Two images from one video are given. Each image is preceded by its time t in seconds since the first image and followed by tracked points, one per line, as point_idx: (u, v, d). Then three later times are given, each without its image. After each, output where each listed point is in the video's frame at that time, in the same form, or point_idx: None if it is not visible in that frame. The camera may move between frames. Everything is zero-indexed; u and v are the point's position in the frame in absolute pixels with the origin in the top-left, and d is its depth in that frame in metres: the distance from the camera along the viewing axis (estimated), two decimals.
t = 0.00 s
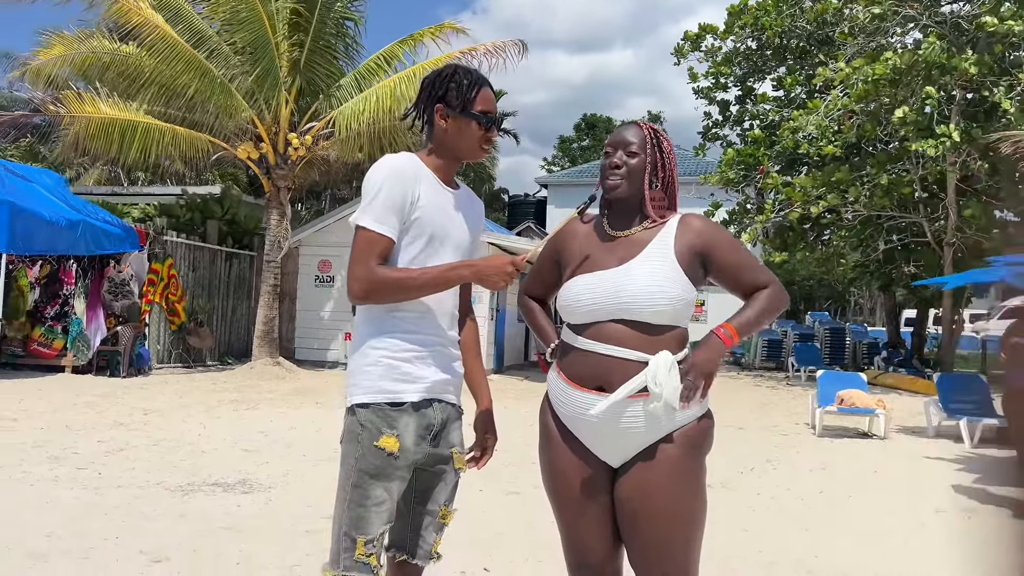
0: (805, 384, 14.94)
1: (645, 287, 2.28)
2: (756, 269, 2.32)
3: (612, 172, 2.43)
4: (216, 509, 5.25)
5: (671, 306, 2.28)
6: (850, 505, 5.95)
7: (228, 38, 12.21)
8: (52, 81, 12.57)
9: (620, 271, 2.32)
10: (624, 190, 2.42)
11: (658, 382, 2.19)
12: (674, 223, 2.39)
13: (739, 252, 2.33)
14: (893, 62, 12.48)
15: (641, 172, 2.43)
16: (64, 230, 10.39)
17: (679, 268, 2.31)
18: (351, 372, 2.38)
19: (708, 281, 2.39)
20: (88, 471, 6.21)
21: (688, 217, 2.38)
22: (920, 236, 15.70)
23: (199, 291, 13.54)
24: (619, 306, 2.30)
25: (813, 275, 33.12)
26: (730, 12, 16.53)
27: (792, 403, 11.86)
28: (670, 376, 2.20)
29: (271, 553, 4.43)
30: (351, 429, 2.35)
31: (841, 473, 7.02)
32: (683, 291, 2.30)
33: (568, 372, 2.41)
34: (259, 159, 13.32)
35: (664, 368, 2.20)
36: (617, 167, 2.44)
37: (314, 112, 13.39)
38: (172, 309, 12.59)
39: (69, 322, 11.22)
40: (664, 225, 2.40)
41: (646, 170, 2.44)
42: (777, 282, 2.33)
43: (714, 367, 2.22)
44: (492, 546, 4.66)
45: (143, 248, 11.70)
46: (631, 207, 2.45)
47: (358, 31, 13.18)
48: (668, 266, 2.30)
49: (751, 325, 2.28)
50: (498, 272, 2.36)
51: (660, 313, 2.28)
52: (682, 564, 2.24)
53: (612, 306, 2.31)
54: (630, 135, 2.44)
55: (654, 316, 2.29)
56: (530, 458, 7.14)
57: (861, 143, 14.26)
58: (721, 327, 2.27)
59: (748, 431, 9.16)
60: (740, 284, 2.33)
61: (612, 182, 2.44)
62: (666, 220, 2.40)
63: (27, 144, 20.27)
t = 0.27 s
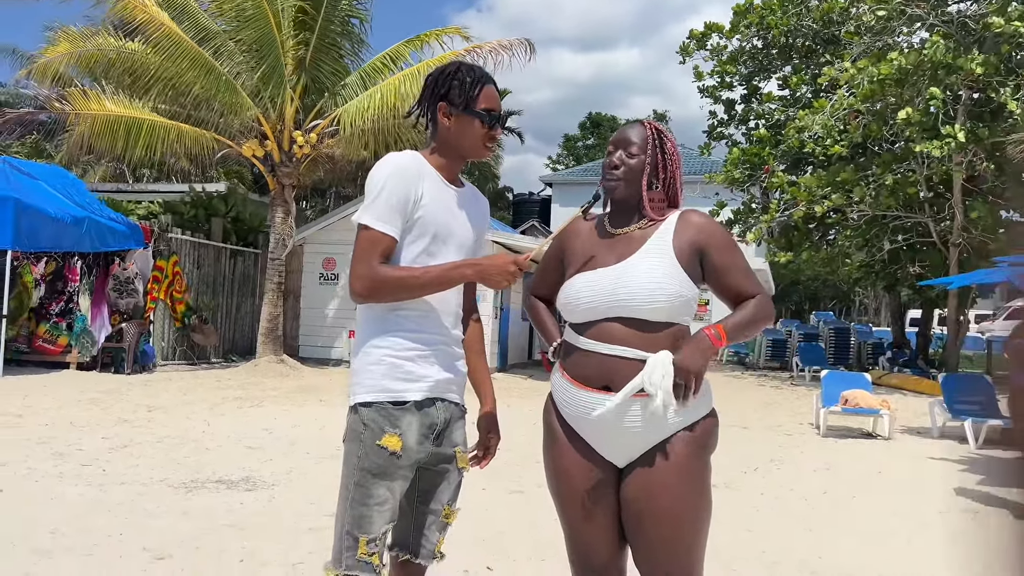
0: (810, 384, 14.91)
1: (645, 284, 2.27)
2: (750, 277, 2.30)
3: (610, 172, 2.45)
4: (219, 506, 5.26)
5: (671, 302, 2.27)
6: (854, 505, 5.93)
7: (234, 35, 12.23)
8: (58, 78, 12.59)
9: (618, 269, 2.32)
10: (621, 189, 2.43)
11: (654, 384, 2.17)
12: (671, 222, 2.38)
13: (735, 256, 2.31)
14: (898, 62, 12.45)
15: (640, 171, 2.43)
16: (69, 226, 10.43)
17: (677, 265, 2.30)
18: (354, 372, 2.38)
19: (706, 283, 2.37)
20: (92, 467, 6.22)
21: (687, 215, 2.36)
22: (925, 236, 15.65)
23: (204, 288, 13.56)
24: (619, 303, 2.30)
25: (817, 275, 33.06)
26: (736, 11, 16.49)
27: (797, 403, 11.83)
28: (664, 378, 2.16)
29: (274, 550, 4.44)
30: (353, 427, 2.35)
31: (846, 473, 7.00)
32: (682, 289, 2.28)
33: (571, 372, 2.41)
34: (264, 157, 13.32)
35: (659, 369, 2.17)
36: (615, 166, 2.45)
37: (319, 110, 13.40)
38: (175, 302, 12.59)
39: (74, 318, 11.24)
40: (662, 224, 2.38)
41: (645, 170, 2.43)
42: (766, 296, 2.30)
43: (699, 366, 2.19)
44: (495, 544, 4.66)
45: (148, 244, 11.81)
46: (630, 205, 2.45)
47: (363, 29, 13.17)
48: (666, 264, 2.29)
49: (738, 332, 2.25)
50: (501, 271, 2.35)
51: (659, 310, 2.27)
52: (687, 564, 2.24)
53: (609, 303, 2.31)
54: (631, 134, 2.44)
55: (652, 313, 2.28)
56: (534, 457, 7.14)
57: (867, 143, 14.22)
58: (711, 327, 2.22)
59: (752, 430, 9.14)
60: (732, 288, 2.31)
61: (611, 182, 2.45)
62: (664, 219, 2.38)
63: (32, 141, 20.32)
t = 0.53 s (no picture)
0: (814, 383, 14.88)
1: (643, 279, 2.27)
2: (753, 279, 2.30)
3: (612, 174, 2.46)
4: (224, 504, 5.27)
5: (669, 297, 2.26)
6: (858, 505, 5.92)
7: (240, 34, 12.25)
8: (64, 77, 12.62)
9: (618, 265, 2.33)
10: (622, 190, 2.44)
11: (656, 377, 2.12)
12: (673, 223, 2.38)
13: (736, 258, 2.30)
14: (903, 62, 12.40)
15: (642, 172, 2.42)
16: (74, 225, 10.46)
17: (678, 263, 2.29)
18: (358, 371, 2.39)
19: (709, 283, 2.36)
20: (97, 465, 6.24)
21: (689, 215, 2.36)
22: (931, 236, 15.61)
23: (208, 286, 13.59)
24: (618, 299, 2.30)
25: (822, 274, 32.98)
26: (741, 10, 16.46)
27: (802, 403, 11.81)
28: (667, 371, 2.13)
29: (278, 548, 4.45)
30: (357, 426, 2.35)
31: (850, 473, 6.98)
32: (682, 286, 2.27)
33: (574, 371, 2.41)
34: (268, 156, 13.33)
35: (661, 363, 2.14)
36: (617, 168, 2.46)
37: (324, 108, 13.41)
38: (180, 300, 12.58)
39: (80, 316, 11.36)
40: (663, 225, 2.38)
41: (647, 171, 2.42)
42: (771, 297, 2.28)
43: (702, 382, 2.17)
44: (499, 544, 4.66)
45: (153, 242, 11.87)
46: (633, 206, 2.45)
47: (369, 28, 13.18)
48: (667, 263, 2.28)
49: (743, 343, 2.25)
50: (504, 271, 2.34)
51: (658, 307, 2.27)
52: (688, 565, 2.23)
53: (608, 299, 2.32)
54: (634, 136, 2.44)
55: (650, 309, 2.27)
56: (538, 456, 7.14)
57: (872, 142, 14.18)
58: (717, 345, 2.22)
59: (756, 430, 9.13)
60: (734, 290, 2.30)
61: (613, 184, 2.47)
62: (666, 219, 2.38)
63: (38, 139, 20.39)
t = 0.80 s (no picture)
0: (817, 381, 14.87)
1: (645, 275, 2.27)
2: (751, 278, 2.24)
3: (615, 172, 2.46)
4: (227, 501, 5.28)
5: (671, 293, 2.25)
6: (861, 504, 5.91)
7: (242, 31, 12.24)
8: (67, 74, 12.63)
9: (620, 261, 2.33)
10: (626, 189, 2.44)
11: (642, 362, 2.17)
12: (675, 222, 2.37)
13: (733, 257, 2.26)
14: (907, 59, 12.35)
15: (643, 170, 2.42)
16: (77, 222, 10.47)
17: (680, 258, 2.29)
18: (360, 367, 2.39)
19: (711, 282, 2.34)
20: (100, 462, 6.25)
21: (692, 211, 2.35)
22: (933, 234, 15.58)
23: (211, 284, 13.60)
24: (620, 295, 2.30)
25: (825, 272, 32.94)
26: (744, 7, 16.42)
27: (804, 401, 11.80)
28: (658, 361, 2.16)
29: (282, 545, 4.46)
30: (360, 422, 2.36)
31: (852, 471, 6.98)
32: (683, 283, 2.27)
33: (578, 367, 2.42)
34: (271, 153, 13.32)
35: (653, 355, 2.16)
36: (621, 167, 2.46)
37: (326, 106, 13.41)
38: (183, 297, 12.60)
39: (82, 313, 11.33)
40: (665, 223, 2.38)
41: (649, 169, 2.42)
42: (769, 297, 2.22)
43: (680, 381, 2.13)
44: (501, 541, 4.66)
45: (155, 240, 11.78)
46: (637, 204, 2.46)
47: (372, 25, 13.18)
48: (668, 260, 2.28)
49: (726, 349, 2.16)
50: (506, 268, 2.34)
51: (659, 303, 2.26)
52: (691, 564, 2.23)
53: (611, 294, 2.32)
54: (637, 135, 2.44)
55: (651, 305, 2.27)
56: (540, 454, 7.14)
57: (875, 140, 14.16)
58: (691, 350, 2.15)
59: (759, 428, 9.12)
60: (731, 290, 2.26)
61: (617, 182, 2.47)
62: (669, 217, 2.38)
63: (41, 137, 20.42)
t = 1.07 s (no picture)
0: (818, 378, 14.85)
1: (645, 271, 2.27)
2: (768, 258, 2.24)
3: (619, 167, 2.45)
4: (229, 497, 5.28)
5: (673, 288, 2.25)
6: (863, 501, 5.91)
7: (243, 29, 12.22)
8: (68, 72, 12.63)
9: (622, 258, 2.33)
10: (630, 182, 2.43)
11: (658, 370, 2.16)
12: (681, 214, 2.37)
13: (747, 240, 2.26)
14: (909, 56, 12.33)
15: (648, 162, 2.41)
16: (79, 219, 10.49)
17: (682, 254, 2.28)
18: (364, 363, 2.39)
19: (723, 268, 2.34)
20: (103, 458, 6.26)
21: (696, 204, 2.35)
22: (936, 231, 15.56)
23: (212, 281, 13.61)
24: (621, 291, 2.30)
25: (827, 270, 32.89)
26: (746, 4, 16.39)
27: (806, 398, 11.79)
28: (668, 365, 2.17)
29: (284, 541, 4.46)
30: (363, 418, 2.36)
31: (854, 468, 6.97)
32: (686, 277, 2.26)
33: (581, 364, 2.42)
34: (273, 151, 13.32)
35: (664, 358, 2.17)
36: (625, 160, 2.44)
37: (328, 103, 13.41)
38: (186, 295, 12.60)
39: (85, 311, 11.35)
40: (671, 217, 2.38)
41: (653, 162, 2.41)
42: (790, 275, 2.23)
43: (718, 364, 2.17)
44: (503, 537, 4.66)
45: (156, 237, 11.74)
46: (641, 199, 2.45)
47: (374, 22, 13.18)
48: (673, 252, 2.28)
49: (750, 318, 2.18)
50: (508, 265, 2.33)
51: (660, 299, 2.26)
52: (693, 560, 2.23)
53: (612, 291, 2.32)
54: (640, 129, 2.44)
55: (652, 302, 2.27)
56: (541, 451, 7.14)
57: (877, 137, 14.14)
58: (719, 319, 2.18)
59: (760, 425, 9.12)
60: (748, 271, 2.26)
61: (621, 177, 2.45)
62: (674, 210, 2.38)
63: (43, 134, 20.43)
